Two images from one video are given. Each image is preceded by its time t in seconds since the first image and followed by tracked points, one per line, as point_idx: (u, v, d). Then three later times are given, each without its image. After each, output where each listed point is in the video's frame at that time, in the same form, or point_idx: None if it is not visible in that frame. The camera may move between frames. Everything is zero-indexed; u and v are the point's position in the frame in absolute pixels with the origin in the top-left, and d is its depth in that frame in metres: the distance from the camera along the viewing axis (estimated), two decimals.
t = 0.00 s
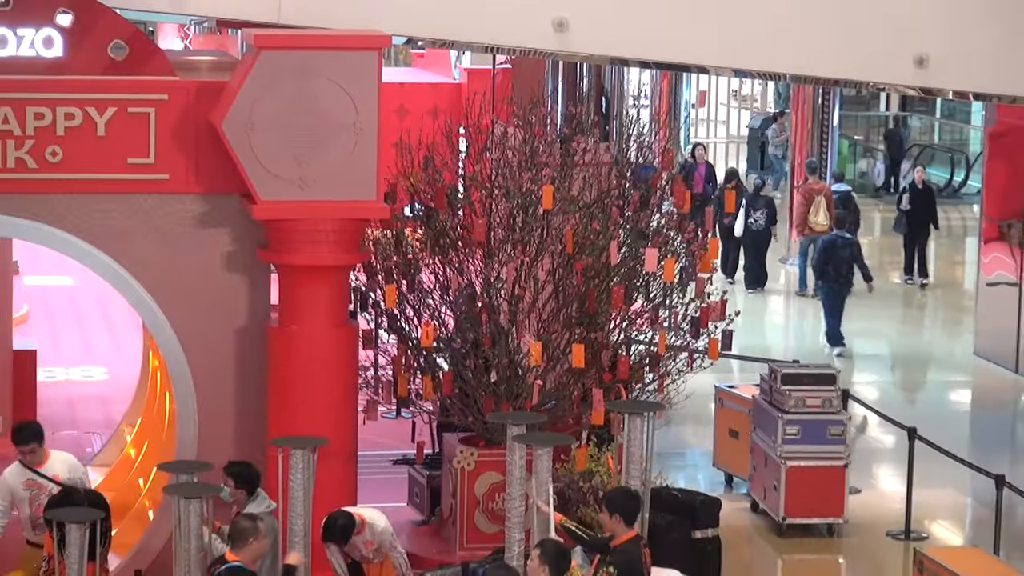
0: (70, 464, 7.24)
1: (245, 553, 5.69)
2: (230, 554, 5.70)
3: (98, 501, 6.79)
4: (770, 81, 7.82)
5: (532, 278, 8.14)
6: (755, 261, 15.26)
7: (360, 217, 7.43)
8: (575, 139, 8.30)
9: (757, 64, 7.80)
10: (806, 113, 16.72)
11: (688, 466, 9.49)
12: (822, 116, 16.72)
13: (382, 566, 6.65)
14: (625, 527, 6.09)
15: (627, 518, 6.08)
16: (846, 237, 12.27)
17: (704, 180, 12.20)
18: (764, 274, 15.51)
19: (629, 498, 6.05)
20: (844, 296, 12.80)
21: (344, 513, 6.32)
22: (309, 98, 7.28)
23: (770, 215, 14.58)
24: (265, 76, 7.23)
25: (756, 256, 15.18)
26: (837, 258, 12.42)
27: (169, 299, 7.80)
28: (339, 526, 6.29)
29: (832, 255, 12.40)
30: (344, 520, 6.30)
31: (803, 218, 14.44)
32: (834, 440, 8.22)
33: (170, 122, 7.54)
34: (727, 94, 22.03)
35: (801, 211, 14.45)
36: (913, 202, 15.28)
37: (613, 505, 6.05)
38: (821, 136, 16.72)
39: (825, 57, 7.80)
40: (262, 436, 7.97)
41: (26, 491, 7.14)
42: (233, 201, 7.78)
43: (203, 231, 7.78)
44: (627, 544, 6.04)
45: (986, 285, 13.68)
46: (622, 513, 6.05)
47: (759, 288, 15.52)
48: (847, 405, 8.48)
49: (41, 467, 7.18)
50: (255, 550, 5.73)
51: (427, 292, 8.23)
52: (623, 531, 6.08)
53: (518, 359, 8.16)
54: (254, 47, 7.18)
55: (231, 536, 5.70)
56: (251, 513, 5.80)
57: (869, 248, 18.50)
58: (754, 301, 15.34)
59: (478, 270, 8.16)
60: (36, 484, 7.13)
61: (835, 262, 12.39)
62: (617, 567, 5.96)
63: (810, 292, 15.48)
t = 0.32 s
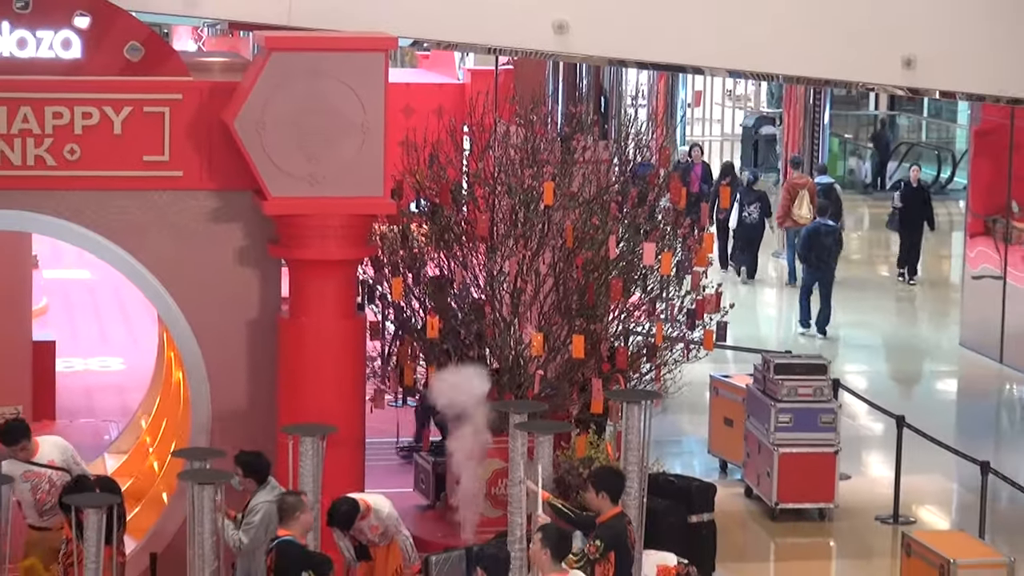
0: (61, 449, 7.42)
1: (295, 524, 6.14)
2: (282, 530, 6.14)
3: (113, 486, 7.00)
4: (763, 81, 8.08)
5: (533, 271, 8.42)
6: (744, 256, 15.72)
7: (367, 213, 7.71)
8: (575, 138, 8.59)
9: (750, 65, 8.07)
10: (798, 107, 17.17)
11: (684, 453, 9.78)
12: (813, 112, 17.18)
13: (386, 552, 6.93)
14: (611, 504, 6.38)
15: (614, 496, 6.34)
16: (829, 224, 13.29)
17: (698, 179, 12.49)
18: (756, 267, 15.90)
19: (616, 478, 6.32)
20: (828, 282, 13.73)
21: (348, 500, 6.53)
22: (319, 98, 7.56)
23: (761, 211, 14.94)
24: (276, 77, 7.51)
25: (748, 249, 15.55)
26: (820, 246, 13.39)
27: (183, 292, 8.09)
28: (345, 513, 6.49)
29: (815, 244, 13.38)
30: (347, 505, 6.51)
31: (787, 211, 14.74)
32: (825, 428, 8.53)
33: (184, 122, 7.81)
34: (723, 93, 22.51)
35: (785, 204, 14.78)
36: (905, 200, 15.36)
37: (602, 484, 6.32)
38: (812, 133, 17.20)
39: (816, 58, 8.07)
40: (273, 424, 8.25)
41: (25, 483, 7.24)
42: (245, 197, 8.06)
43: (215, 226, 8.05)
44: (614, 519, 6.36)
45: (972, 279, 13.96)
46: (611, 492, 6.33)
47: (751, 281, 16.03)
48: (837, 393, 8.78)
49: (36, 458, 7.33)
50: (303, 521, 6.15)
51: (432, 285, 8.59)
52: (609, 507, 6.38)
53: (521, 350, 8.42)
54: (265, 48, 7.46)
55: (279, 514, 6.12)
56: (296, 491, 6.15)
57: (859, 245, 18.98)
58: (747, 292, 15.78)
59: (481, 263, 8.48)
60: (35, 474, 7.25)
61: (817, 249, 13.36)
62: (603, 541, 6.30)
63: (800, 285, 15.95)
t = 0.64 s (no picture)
0: (76, 434, 7.62)
1: (350, 512, 6.38)
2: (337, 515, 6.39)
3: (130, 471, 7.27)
4: (759, 80, 8.36)
5: (537, 263, 8.73)
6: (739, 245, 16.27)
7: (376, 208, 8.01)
8: (578, 134, 8.86)
9: (747, 64, 8.34)
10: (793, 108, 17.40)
11: (683, 438, 10.09)
12: (807, 111, 17.29)
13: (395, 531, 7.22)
14: (599, 486, 6.65)
15: (601, 478, 6.64)
16: (812, 217, 14.08)
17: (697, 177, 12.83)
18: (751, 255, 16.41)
19: (601, 460, 6.62)
20: (812, 271, 14.40)
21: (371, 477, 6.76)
22: (330, 96, 7.85)
23: (756, 203, 15.49)
24: (289, 76, 7.80)
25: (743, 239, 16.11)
26: (803, 237, 14.13)
27: (199, 284, 8.39)
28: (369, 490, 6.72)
29: (798, 235, 14.09)
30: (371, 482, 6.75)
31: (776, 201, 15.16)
32: (819, 414, 8.84)
33: (200, 119, 8.08)
34: (719, 89, 22.82)
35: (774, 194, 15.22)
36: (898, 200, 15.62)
37: (587, 466, 6.63)
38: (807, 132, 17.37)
39: (811, 58, 8.36)
40: (286, 410, 8.56)
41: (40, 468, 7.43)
42: (259, 192, 8.35)
43: (230, 220, 8.34)
44: (599, 502, 6.63)
45: (960, 271, 14.26)
46: (597, 474, 6.63)
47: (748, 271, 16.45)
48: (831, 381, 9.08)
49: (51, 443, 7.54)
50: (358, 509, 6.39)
51: (439, 277, 8.88)
52: (597, 489, 6.66)
53: (526, 339, 8.81)
54: (278, 48, 7.75)
55: (337, 500, 6.37)
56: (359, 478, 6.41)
57: (851, 237, 19.34)
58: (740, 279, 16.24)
59: (487, 255, 8.77)
60: (50, 458, 7.45)
61: (800, 241, 14.10)
62: (587, 522, 6.56)
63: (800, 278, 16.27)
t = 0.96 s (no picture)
0: (102, 419, 7.88)
1: (403, 499, 6.22)
2: (388, 500, 6.22)
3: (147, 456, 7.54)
4: (756, 78, 8.64)
5: (540, 254, 8.97)
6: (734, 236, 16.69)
7: (386, 201, 8.31)
8: (581, 130, 9.18)
9: (745, 62, 8.62)
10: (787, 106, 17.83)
11: (682, 424, 10.40)
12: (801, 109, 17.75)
13: (413, 509, 7.18)
14: (590, 472, 7.00)
15: (592, 465, 6.98)
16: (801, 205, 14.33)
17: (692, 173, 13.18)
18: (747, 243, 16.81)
19: (594, 449, 6.93)
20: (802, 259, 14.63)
21: (399, 445, 7.11)
22: (341, 94, 8.14)
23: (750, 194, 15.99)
24: (302, 74, 8.08)
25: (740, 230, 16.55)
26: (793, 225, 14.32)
27: (215, 275, 8.68)
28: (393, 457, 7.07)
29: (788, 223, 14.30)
30: (399, 451, 7.11)
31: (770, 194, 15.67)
32: (814, 401, 9.14)
33: (216, 116, 8.36)
34: (718, 83, 23.10)
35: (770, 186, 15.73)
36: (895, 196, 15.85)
37: (582, 453, 6.94)
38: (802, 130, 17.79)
39: (806, 57, 8.63)
40: (298, 397, 8.85)
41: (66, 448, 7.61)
42: (273, 186, 8.63)
43: (245, 213, 8.63)
44: (591, 486, 7.00)
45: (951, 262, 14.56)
46: (589, 461, 6.94)
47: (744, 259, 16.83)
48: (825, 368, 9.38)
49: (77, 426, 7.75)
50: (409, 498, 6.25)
51: (447, 268, 9.17)
52: (588, 474, 7.02)
53: (530, 329, 9.07)
54: (291, 48, 8.02)
55: (390, 486, 6.21)
56: (412, 468, 6.31)
57: (845, 229, 19.67)
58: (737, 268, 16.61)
59: (493, 247, 9.06)
60: (75, 439, 7.62)
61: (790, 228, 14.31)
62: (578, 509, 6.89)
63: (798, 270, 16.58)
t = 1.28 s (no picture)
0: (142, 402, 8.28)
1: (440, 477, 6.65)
2: (427, 479, 6.58)
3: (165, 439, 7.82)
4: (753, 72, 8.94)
5: (543, 244, 9.34)
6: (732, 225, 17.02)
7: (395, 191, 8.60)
8: (583, 123, 9.49)
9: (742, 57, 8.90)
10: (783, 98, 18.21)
11: (682, 407, 10.71)
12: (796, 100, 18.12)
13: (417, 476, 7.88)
14: (587, 452, 7.27)
15: (588, 446, 7.26)
16: (794, 192, 14.88)
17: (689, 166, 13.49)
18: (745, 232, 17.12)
19: (591, 430, 7.21)
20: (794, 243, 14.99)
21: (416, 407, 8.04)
22: (351, 88, 8.45)
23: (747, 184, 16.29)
24: (312, 69, 8.39)
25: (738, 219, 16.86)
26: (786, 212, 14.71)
27: (229, 262, 8.97)
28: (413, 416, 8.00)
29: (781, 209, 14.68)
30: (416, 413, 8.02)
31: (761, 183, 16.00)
32: (808, 383, 9.45)
33: (229, 108, 8.65)
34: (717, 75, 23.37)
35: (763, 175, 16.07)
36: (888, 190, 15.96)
37: (578, 433, 7.23)
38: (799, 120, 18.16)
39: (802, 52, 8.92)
40: (310, 380, 9.16)
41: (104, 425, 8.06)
42: (285, 176, 8.92)
43: (258, 203, 8.92)
44: (588, 467, 7.25)
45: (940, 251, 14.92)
46: (586, 441, 7.23)
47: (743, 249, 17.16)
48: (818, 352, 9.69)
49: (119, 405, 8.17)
50: (443, 478, 6.69)
51: (453, 256, 9.47)
52: (586, 455, 7.28)
53: (533, 315, 9.35)
54: (303, 44, 8.32)
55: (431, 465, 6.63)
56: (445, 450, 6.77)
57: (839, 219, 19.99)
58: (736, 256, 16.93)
59: (498, 236, 9.36)
60: (114, 418, 8.07)
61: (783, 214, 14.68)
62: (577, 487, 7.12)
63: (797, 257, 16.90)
